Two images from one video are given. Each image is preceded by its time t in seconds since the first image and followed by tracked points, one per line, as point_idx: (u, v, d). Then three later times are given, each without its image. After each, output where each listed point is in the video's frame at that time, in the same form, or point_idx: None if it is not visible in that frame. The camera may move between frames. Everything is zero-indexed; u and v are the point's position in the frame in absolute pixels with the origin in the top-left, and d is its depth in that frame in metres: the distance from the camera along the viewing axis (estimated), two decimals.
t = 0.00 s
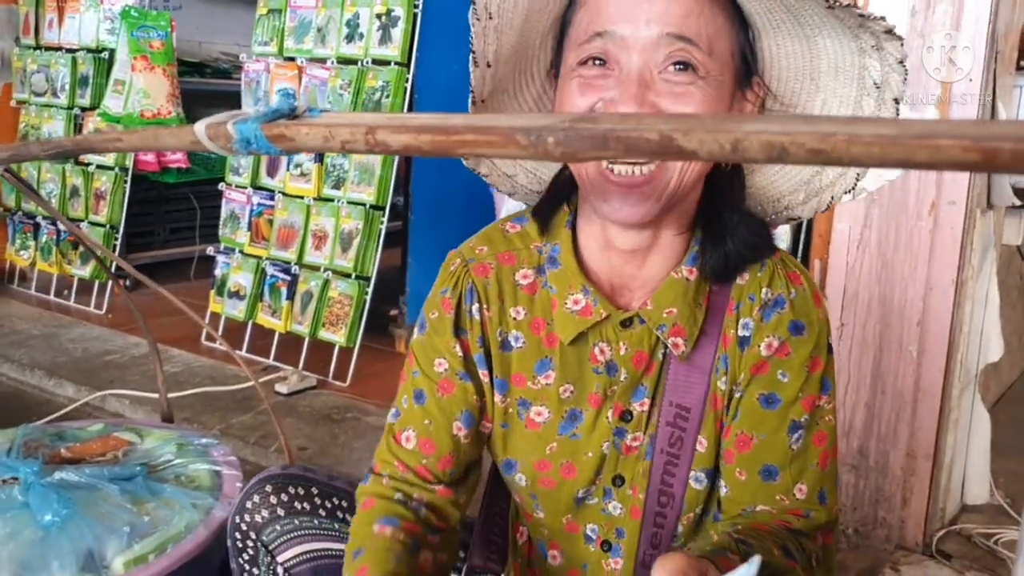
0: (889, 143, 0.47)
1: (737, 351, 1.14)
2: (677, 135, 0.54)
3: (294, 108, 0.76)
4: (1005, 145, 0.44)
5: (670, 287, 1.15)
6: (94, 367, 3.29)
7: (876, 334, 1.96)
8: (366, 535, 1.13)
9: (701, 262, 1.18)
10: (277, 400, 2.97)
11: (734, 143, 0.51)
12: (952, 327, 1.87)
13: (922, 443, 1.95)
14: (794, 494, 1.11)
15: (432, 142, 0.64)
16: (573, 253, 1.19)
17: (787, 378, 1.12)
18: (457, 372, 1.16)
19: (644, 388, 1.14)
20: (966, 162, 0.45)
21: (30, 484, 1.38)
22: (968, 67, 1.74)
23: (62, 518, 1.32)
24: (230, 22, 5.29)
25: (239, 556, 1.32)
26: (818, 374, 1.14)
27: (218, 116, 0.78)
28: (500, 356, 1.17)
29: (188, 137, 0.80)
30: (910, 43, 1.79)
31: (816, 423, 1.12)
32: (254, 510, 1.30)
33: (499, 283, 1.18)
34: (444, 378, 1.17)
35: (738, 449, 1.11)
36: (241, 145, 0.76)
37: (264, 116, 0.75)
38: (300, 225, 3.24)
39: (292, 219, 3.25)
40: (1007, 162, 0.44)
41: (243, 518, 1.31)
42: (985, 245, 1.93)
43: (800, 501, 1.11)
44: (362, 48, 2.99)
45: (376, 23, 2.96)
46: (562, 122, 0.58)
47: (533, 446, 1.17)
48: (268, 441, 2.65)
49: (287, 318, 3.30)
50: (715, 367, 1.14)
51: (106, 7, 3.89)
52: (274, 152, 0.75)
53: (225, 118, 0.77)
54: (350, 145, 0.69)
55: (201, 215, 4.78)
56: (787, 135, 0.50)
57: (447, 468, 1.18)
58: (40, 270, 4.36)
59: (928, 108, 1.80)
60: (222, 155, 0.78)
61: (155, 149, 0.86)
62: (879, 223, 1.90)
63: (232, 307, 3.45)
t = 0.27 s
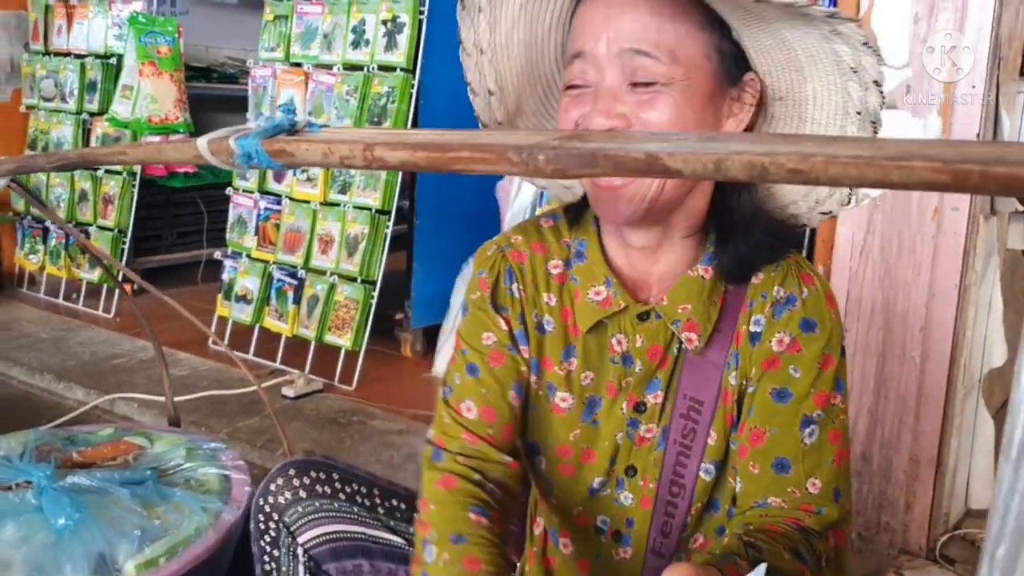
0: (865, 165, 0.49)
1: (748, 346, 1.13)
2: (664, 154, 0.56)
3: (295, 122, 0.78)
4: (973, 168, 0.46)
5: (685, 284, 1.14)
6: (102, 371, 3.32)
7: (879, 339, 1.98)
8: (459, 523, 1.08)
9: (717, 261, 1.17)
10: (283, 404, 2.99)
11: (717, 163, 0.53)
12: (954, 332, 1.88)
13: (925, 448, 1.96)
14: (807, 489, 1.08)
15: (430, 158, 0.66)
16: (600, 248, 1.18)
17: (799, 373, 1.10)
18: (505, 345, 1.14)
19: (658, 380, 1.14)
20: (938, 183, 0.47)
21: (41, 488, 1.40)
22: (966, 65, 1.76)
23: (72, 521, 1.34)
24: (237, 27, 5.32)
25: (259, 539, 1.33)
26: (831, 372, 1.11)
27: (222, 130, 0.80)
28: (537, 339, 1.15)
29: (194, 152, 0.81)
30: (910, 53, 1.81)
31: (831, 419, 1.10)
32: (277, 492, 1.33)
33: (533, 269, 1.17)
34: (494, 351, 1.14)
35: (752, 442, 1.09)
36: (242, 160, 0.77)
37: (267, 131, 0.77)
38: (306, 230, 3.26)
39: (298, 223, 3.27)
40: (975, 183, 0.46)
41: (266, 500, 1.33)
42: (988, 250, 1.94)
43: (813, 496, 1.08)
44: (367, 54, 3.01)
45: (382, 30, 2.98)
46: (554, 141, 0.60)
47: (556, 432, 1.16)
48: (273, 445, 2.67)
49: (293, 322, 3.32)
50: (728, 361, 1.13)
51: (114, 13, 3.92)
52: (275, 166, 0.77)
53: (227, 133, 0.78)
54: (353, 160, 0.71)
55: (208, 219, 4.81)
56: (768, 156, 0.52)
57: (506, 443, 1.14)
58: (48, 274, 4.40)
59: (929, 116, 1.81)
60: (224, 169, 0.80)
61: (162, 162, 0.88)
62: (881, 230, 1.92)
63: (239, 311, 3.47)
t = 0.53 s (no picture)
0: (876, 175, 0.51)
1: (753, 352, 1.19)
2: (678, 166, 0.58)
3: (315, 133, 0.80)
4: (981, 179, 0.48)
5: (690, 293, 1.21)
6: (111, 376, 3.34)
7: (883, 345, 1.99)
8: (493, 527, 1.20)
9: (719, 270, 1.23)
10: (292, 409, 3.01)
11: (731, 173, 0.55)
12: (958, 337, 1.90)
13: (930, 454, 1.98)
14: (811, 491, 1.15)
15: (448, 168, 0.68)
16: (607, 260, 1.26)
17: (802, 378, 1.16)
18: (521, 366, 1.24)
19: (666, 387, 1.21)
20: (946, 194, 0.49)
21: (58, 491, 1.42)
22: (964, 64, 1.78)
23: (89, 524, 1.36)
24: (245, 35, 5.36)
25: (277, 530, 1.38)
26: (835, 377, 1.17)
27: (242, 140, 0.82)
28: (546, 354, 1.24)
29: (215, 161, 0.83)
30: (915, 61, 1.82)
31: (835, 424, 1.16)
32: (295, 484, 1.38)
33: (539, 286, 1.26)
34: (512, 374, 1.24)
35: (755, 445, 1.16)
36: (264, 169, 0.79)
37: (287, 141, 0.79)
38: (314, 236, 3.28)
39: (306, 230, 3.30)
40: (982, 194, 0.48)
41: (285, 490, 1.38)
42: (992, 257, 1.95)
43: (817, 498, 1.15)
44: (375, 62, 3.04)
45: (390, 38, 3.00)
46: (570, 151, 0.62)
47: (571, 440, 1.24)
48: (283, 450, 2.69)
49: (301, 328, 3.34)
50: (733, 367, 1.20)
51: (124, 21, 3.96)
52: (296, 176, 0.79)
53: (249, 143, 0.80)
54: (371, 170, 0.73)
55: (216, 225, 4.84)
56: (781, 168, 0.54)
57: (536, 459, 1.25)
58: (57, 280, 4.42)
59: (932, 124, 1.82)
60: (246, 178, 0.82)
61: (183, 172, 0.90)
62: (886, 237, 1.94)
63: (247, 317, 3.49)
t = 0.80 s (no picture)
0: (870, 196, 0.51)
1: (749, 368, 1.20)
2: (676, 185, 0.58)
3: (319, 150, 0.81)
4: (974, 200, 0.48)
5: (682, 309, 1.22)
6: (115, 389, 3.34)
7: (884, 358, 1.99)
8: None
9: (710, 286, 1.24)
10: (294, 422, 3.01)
11: (728, 193, 0.56)
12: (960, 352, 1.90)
13: (932, 468, 1.97)
14: (807, 505, 1.17)
15: (450, 186, 0.68)
16: (601, 277, 1.27)
17: (797, 393, 1.17)
18: (524, 385, 1.24)
19: (661, 404, 1.21)
20: (940, 215, 0.49)
21: (61, 506, 1.42)
22: (964, 63, 1.78)
23: (92, 539, 1.36)
24: (249, 49, 5.38)
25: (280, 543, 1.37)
26: (830, 391, 1.18)
27: (247, 158, 0.82)
28: (545, 373, 1.24)
29: (220, 178, 0.84)
30: (917, 77, 1.83)
31: (829, 438, 1.18)
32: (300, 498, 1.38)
33: (534, 305, 1.27)
34: (515, 393, 1.24)
35: (752, 460, 1.17)
36: (268, 187, 0.80)
37: (291, 159, 0.79)
38: (318, 249, 3.29)
39: (310, 243, 3.31)
40: (977, 215, 0.48)
41: (289, 504, 1.38)
42: (992, 271, 1.96)
43: (814, 512, 1.16)
44: (379, 76, 3.05)
45: (394, 52, 3.02)
46: (571, 170, 0.62)
47: (568, 458, 1.25)
48: (285, 463, 2.69)
49: (305, 341, 3.35)
50: (728, 383, 1.20)
51: (129, 35, 3.97)
52: (300, 193, 0.79)
53: (254, 160, 0.81)
54: (374, 187, 0.73)
55: (220, 238, 4.85)
56: (777, 188, 0.54)
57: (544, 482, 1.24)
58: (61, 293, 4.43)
59: (932, 138, 1.83)
60: (251, 195, 0.82)
61: (187, 189, 0.90)
62: (887, 252, 1.94)
63: (251, 329, 3.49)
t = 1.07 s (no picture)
0: (879, 210, 0.51)
1: (748, 380, 1.18)
2: (685, 198, 0.58)
3: (326, 161, 0.81)
4: (984, 215, 0.48)
5: (675, 317, 1.23)
6: (117, 398, 3.34)
7: (887, 369, 1.99)
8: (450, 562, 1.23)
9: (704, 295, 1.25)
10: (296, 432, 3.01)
11: (737, 206, 0.56)
12: (962, 363, 1.91)
13: (935, 479, 1.97)
14: (806, 521, 1.14)
15: (458, 198, 0.68)
16: (597, 285, 1.29)
17: (797, 406, 1.15)
18: (502, 397, 1.28)
19: (654, 413, 1.21)
20: (950, 228, 0.49)
21: (64, 515, 1.42)
22: (963, 63, 1.78)
23: (95, 548, 1.36)
24: (253, 58, 5.40)
25: (285, 555, 1.37)
26: (830, 405, 1.16)
27: (254, 169, 0.82)
28: (530, 382, 1.27)
29: (226, 188, 0.84)
30: (920, 89, 1.83)
31: (829, 452, 1.15)
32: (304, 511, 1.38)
33: (529, 312, 1.29)
34: (492, 405, 1.28)
35: (751, 475, 1.16)
36: (275, 198, 0.80)
37: (299, 170, 0.79)
38: (321, 258, 3.29)
39: (312, 252, 3.31)
40: (986, 229, 0.48)
41: (293, 516, 1.38)
42: (996, 283, 1.96)
43: (812, 528, 1.14)
44: (383, 86, 3.06)
45: (397, 63, 3.03)
46: (578, 182, 0.62)
47: (556, 466, 1.25)
48: (287, 472, 2.69)
49: (307, 350, 3.35)
50: (727, 395, 1.19)
51: (133, 45, 3.98)
52: (307, 204, 0.79)
53: (261, 171, 0.81)
54: (382, 199, 0.73)
55: (223, 247, 4.85)
56: (786, 201, 0.54)
57: (501, 488, 1.29)
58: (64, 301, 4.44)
59: (936, 150, 1.83)
60: (257, 206, 0.82)
61: (194, 199, 0.90)
62: (890, 263, 1.94)
63: (253, 338, 3.49)
